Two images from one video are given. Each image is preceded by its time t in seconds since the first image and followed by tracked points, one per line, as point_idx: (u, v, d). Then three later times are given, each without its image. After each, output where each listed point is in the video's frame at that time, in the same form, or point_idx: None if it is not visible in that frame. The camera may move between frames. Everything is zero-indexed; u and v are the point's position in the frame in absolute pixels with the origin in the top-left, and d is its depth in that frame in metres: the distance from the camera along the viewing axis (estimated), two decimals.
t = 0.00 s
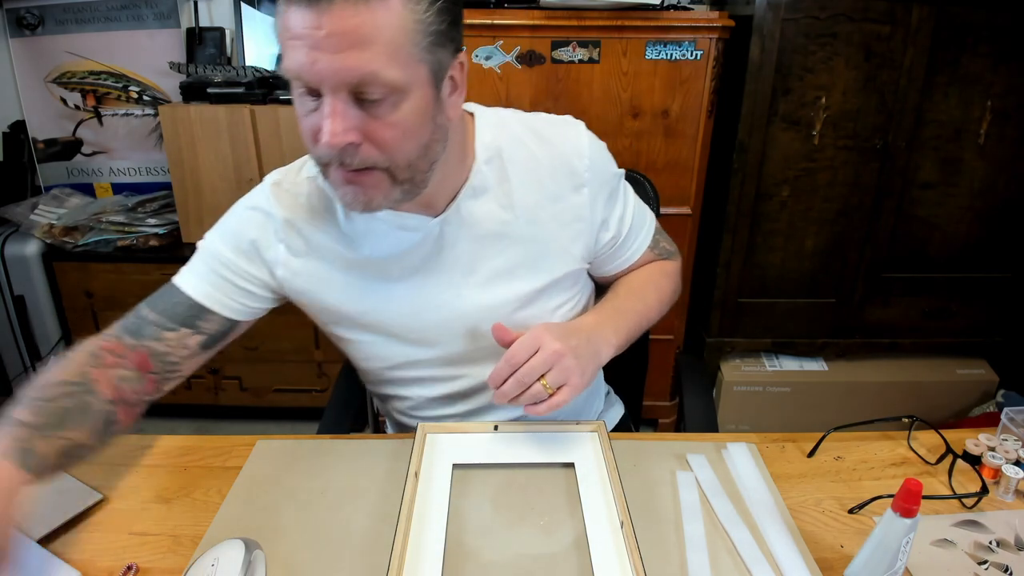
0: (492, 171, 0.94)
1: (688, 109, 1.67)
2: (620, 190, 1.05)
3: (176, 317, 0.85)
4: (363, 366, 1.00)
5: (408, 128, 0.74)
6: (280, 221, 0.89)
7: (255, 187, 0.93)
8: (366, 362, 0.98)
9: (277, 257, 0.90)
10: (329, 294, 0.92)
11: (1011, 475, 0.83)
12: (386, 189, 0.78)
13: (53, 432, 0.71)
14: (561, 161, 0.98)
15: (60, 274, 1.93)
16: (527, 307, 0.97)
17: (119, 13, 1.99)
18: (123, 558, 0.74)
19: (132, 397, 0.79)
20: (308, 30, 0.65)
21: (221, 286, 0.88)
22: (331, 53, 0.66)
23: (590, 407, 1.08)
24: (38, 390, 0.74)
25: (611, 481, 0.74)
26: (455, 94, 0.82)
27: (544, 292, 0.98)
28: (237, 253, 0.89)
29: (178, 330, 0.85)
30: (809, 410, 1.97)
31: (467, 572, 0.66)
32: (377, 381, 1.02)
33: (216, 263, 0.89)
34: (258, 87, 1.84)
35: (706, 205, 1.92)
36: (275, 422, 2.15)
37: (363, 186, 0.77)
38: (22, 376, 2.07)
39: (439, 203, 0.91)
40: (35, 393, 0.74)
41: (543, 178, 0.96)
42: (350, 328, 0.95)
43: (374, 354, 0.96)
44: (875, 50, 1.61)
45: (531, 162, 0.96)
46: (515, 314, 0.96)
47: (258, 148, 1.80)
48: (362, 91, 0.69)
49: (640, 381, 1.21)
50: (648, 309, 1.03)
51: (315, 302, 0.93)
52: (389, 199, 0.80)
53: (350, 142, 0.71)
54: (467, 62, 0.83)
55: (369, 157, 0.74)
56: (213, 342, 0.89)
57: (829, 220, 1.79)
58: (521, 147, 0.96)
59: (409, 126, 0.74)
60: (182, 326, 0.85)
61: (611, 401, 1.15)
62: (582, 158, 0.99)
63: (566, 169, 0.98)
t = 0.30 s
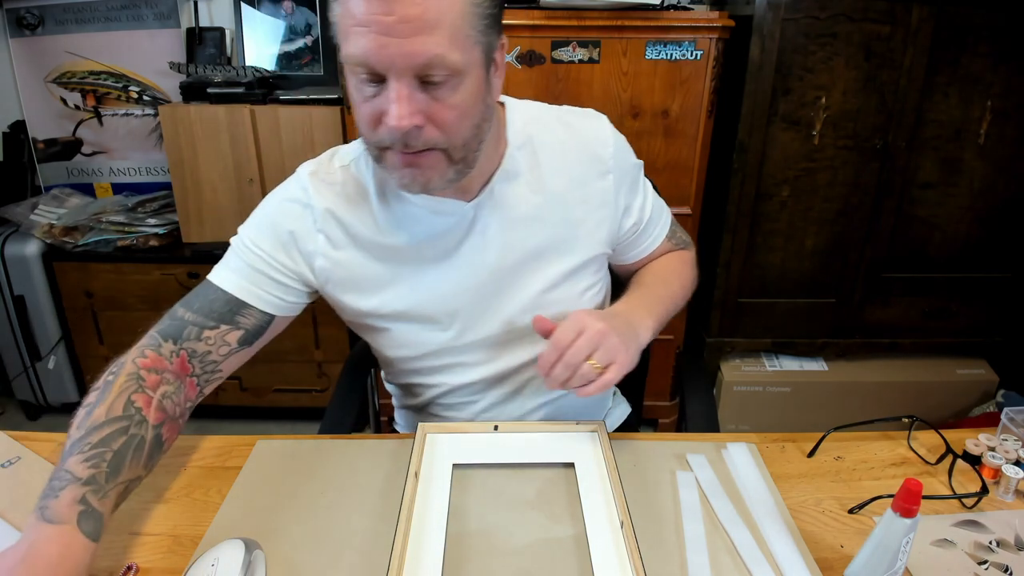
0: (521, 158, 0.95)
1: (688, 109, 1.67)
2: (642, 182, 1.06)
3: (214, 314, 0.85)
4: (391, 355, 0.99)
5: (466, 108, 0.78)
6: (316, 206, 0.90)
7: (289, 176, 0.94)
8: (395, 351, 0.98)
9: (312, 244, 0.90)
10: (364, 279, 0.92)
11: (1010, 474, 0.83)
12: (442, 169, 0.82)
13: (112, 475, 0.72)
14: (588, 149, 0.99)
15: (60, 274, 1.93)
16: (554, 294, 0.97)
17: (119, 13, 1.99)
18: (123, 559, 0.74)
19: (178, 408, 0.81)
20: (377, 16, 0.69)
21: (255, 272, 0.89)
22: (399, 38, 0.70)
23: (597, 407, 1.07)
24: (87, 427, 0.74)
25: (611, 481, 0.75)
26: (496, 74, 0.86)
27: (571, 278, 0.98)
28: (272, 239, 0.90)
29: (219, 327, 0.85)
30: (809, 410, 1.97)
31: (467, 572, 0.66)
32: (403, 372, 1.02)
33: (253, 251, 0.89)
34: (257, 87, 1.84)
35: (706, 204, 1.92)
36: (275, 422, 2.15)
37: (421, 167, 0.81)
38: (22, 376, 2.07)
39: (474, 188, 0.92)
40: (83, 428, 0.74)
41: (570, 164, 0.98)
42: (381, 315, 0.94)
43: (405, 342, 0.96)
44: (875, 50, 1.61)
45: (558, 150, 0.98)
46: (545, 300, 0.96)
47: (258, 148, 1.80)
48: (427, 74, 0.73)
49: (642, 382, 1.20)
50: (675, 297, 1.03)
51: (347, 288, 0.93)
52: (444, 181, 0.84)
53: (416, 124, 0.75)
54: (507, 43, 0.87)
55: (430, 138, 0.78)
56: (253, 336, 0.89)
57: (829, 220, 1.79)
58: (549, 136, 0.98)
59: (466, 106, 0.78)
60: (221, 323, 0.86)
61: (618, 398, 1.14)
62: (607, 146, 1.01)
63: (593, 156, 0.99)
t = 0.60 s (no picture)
0: (541, 156, 0.96)
1: (688, 109, 1.67)
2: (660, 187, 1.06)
3: (233, 310, 0.86)
4: (408, 351, 0.99)
5: (534, 95, 0.83)
6: (340, 200, 0.91)
7: (311, 170, 0.95)
8: (413, 347, 0.98)
9: (335, 238, 0.91)
10: (385, 274, 0.93)
11: (1010, 475, 0.83)
12: (517, 156, 0.87)
13: (120, 468, 0.72)
14: (608, 149, 1.00)
15: (60, 274, 1.93)
16: (573, 292, 0.97)
17: (119, 13, 1.99)
18: (123, 559, 0.74)
19: (188, 407, 0.81)
20: (463, 27, 0.73)
21: (277, 265, 0.90)
22: (485, 43, 0.74)
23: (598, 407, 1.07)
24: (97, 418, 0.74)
25: (611, 481, 0.74)
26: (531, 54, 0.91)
27: (590, 277, 0.98)
28: (294, 233, 0.91)
29: (237, 324, 0.86)
30: (810, 410, 1.97)
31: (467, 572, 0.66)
32: (417, 369, 1.02)
33: (277, 246, 0.90)
34: (257, 87, 1.84)
35: (706, 204, 1.91)
36: (275, 422, 2.15)
37: (502, 163, 0.86)
38: (22, 376, 2.07)
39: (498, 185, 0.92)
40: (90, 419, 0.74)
41: (589, 162, 0.98)
42: (401, 309, 0.95)
43: (423, 338, 0.97)
44: (875, 50, 1.61)
45: (577, 150, 0.99)
46: (565, 298, 0.97)
47: (258, 148, 1.80)
48: (506, 71, 0.78)
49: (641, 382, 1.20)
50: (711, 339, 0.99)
51: (369, 282, 0.94)
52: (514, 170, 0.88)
53: (503, 123, 0.80)
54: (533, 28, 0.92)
55: (512, 132, 0.82)
56: (271, 334, 0.90)
57: (829, 220, 1.79)
58: (568, 135, 1.00)
59: (534, 93, 0.83)
60: (240, 319, 0.86)
61: (621, 400, 1.16)
62: (626, 147, 1.02)
63: (611, 156, 1.00)
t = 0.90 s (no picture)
0: (556, 160, 0.96)
1: (688, 109, 1.67)
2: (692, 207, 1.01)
3: (291, 304, 1.02)
4: (412, 342, 1.03)
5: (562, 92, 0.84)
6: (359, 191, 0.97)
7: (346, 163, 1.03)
8: (417, 339, 1.01)
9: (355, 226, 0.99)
10: (392, 263, 0.98)
11: (1011, 475, 0.83)
12: (543, 152, 0.88)
13: (234, 349, 0.91)
14: (630, 158, 0.99)
15: (60, 273, 1.93)
16: (577, 296, 0.95)
17: (119, 13, 1.99)
18: (123, 558, 0.74)
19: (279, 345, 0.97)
20: (488, 26, 0.74)
21: (309, 252, 1.02)
22: (511, 42, 0.75)
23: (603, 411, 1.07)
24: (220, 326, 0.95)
25: (611, 481, 0.74)
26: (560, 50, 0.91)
27: (598, 285, 0.96)
28: (323, 219, 1.00)
29: (296, 313, 1.01)
30: (811, 410, 1.97)
31: (467, 572, 0.66)
32: (421, 362, 1.05)
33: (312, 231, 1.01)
34: (258, 87, 1.84)
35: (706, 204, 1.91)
36: (275, 422, 2.15)
37: (528, 159, 0.87)
38: (22, 376, 2.07)
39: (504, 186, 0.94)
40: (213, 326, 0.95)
41: (603, 168, 0.97)
42: (406, 301, 0.99)
43: (422, 330, 0.99)
44: (875, 50, 1.61)
45: (593, 156, 0.98)
46: (568, 302, 0.95)
47: (258, 148, 1.80)
48: (531, 69, 0.78)
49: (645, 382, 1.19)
50: (741, 398, 0.79)
51: (379, 270, 0.99)
52: (539, 166, 0.89)
53: (528, 121, 0.81)
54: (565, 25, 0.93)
55: (538, 128, 0.84)
56: (326, 319, 1.03)
57: (829, 221, 1.79)
58: (587, 141, 0.99)
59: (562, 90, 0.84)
60: (296, 310, 1.01)
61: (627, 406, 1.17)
62: (649, 157, 0.99)
63: (629, 163, 0.98)
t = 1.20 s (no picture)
0: (562, 157, 0.97)
1: (688, 109, 1.67)
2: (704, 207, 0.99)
3: (359, 304, 1.12)
4: (421, 333, 1.06)
5: (557, 99, 0.84)
6: (381, 189, 1.03)
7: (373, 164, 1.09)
8: (426, 331, 1.04)
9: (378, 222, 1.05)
10: (404, 257, 1.02)
11: (1010, 475, 0.83)
12: (543, 157, 0.88)
13: (340, 349, 1.04)
14: (640, 157, 0.99)
15: (60, 274, 1.93)
16: (578, 294, 0.96)
17: (119, 13, 1.99)
18: (123, 559, 0.74)
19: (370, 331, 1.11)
20: (480, 47, 0.75)
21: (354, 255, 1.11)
22: (502, 60, 0.76)
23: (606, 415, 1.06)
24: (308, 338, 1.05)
25: (611, 482, 0.74)
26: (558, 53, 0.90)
27: (599, 284, 0.96)
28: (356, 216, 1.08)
29: (365, 311, 1.12)
30: (810, 411, 1.96)
31: (467, 572, 0.66)
32: (431, 354, 1.07)
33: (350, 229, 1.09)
34: (258, 87, 1.84)
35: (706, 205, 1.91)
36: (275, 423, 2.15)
37: (527, 165, 0.87)
38: (22, 377, 2.07)
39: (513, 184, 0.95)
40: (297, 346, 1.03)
41: (607, 166, 0.97)
42: (417, 294, 1.02)
43: (429, 323, 1.02)
44: (875, 50, 1.61)
45: (598, 154, 0.98)
46: (570, 299, 0.96)
47: (259, 149, 1.80)
48: (525, 83, 0.78)
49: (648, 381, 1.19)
50: (757, 415, 0.78)
51: (394, 264, 1.03)
52: (539, 170, 0.89)
53: (525, 132, 0.81)
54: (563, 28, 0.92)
55: (536, 137, 0.84)
56: (390, 309, 1.14)
57: (829, 221, 1.79)
58: (595, 139, 0.99)
59: (558, 97, 0.84)
60: (364, 308, 1.12)
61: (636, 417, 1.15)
62: (658, 157, 0.99)
63: (633, 162, 0.98)
